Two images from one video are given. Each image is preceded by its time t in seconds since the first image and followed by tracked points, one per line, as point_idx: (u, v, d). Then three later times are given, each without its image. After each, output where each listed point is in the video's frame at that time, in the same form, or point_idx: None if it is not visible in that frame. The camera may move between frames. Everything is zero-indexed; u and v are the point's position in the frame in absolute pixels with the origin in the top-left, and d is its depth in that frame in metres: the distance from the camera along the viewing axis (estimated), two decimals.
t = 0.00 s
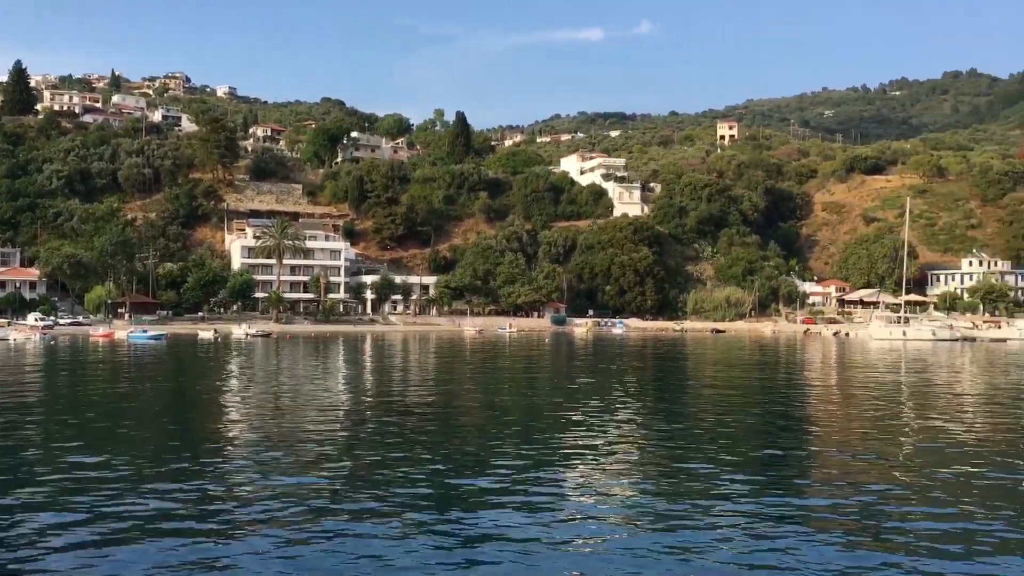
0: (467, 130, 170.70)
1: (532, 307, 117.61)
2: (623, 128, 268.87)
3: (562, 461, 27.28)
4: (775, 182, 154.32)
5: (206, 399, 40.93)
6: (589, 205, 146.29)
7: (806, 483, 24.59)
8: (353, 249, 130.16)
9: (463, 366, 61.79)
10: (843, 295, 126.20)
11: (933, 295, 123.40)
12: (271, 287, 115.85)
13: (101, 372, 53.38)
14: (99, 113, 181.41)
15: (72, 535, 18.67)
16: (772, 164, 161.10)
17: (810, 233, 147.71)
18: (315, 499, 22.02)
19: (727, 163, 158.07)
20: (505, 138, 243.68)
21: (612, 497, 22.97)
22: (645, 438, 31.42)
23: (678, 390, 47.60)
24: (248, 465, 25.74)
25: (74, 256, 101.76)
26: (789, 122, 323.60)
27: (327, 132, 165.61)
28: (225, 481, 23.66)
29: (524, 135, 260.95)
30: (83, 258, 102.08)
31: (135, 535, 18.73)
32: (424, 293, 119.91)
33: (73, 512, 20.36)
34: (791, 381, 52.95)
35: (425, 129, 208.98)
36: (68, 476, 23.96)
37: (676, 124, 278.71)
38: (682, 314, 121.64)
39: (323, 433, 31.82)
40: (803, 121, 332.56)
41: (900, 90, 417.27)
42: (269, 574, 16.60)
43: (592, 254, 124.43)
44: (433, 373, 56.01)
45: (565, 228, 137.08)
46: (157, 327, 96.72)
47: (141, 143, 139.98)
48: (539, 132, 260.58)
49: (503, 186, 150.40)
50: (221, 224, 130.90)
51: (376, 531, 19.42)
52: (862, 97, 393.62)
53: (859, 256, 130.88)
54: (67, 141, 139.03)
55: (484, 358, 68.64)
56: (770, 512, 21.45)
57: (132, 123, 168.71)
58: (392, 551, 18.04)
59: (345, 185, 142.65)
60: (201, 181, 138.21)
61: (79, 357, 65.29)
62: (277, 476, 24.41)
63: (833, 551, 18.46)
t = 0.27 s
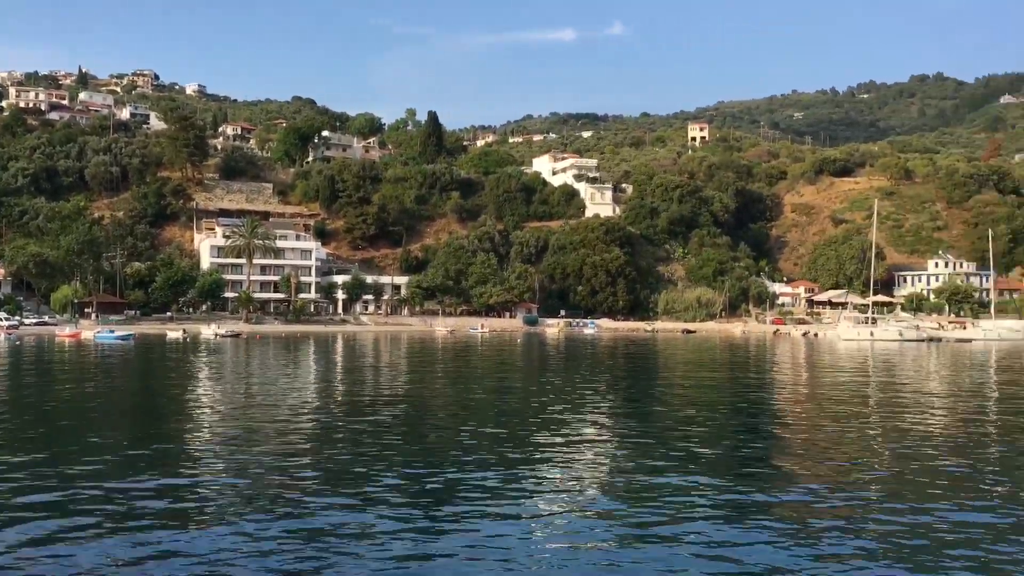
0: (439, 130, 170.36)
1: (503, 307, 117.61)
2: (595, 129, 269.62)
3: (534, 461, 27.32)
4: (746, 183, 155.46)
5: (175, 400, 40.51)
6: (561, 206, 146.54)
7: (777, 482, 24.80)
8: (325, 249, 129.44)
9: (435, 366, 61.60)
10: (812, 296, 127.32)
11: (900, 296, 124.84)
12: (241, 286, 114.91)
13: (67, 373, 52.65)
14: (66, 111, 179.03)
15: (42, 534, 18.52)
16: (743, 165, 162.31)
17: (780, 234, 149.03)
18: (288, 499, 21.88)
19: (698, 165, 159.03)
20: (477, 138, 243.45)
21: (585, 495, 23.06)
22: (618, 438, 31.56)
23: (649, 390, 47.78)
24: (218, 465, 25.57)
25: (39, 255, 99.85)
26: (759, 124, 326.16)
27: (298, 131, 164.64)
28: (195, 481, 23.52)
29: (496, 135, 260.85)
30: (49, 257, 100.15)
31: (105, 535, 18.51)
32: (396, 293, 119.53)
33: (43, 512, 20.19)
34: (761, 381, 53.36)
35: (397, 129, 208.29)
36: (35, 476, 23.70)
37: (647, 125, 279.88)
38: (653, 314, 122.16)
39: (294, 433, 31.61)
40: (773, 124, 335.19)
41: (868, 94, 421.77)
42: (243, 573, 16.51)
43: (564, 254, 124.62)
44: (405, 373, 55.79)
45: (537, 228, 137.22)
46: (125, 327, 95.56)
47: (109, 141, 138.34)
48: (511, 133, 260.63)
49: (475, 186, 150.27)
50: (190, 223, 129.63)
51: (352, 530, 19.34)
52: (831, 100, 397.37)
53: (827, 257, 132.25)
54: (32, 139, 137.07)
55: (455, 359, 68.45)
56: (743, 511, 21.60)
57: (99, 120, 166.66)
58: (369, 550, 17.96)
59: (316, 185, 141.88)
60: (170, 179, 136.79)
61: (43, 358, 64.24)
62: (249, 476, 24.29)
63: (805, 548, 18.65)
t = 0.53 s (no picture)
0: (409, 130, 169.86)
1: (474, 308, 117.52)
2: (566, 130, 270.06)
3: (504, 460, 27.37)
4: (715, 185, 156.58)
5: (140, 401, 40.02)
6: (532, 207, 146.71)
7: (745, 480, 25.01)
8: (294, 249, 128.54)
9: (405, 367, 61.53)
10: (779, 297, 128.41)
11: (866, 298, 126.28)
12: (208, 286, 113.79)
13: (29, 374, 51.90)
14: (30, 108, 176.35)
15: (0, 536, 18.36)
16: (712, 168, 163.37)
17: (749, 236, 150.24)
18: (256, 500, 21.71)
19: (668, 166, 159.90)
20: (448, 138, 243.14)
21: (555, 495, 23.11)
22: (587, 438, 31.71)
23: (618, 390, 47.97)
24: (184, 467, 25.37)
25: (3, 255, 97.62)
26: (729, 127, 328.51)
27: (267, 131, 163.48)
28: (160, 482, 23.29)
29: (467, 136, 260.48)
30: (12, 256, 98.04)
31: (70, 538, 18.26)
32: (365, 294, 119.02)
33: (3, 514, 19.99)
34: (730, 382, 53.80)
35: (367, 129, 207.39)
36: None
37: (618, 127, 280.81)
38: (623, 315, 122.52)
39: (261, 435, 31.36)
40: (742, 126, 337.89)
41: (835, 97, 426.56)
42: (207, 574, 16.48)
43: (534, 255, 124.68)
44: (375, 374, 55.59)
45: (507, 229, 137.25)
46: (90, 328, 94.25)
47: (73, 139, 136.51)
48: (482, 134, 260.45)
49: (445, 187, 150.05)
50: (157, 222, 128.16)
51: (321, 532, 19.22)
52: (799, 103, 401.33)
53: (795, 259, 133.51)
54: None
55: (424, 360, 68.40)
56: (711, 510, 21.75)
57: (63, 119, 164.33)
58: (339, 552, 17.87)
59: (285, 185, 140.94)
60: (136, 178, 135.20)
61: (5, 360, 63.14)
62: (214, 476, 24.11)
63: (774, 546, 18.81)
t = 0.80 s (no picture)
0: (380, 131, 169.17)
1: (445, 309, 117.26)
2: (538, 132, 270.41)
3: (472, 461, 27.40)
4: (685, 188, 157.53)
5: (105, 402, 39.60)
6: (503, 208, 146.69)
7: (711, 481, 25.17)
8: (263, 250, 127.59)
9: (375, 368, 61.41)
10: (749, 299, 129.29)
11: (834, 300, 127.61)
12: (176, 287, 112.62)
13: None
14: None
15: None
16: (682, 170, 164.32)
17: (718, 238, 151.27)
18: (220, 503, 21.50)
19: (639, 169, 160.58)
20: (419, 139, 242.63)
21: (523, 496, 23.13)
22: (556, 439, 31.87)
23: (589, 391, 48.17)
24: (152, 468, 25.17)
25: None
26: (698, 129, 330.67)
27: (236, 130, 162.19)
28: (127, 485, 23.08)
29: (438, 136, 260.16)
30: None
31: (31, 541, 18.02)
32: (335, 295, 118.38)
33: None
34: (699, 383, 54.20)
35: (338, 129, 206.39)
36: None
37: (589, 129, 281.57)
38: (594, 317, 122.83)
39: (228, 436, 31.18)
40: (712, 129, 340.11)
41: (803, 101, 430.81)
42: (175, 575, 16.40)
43: (505, 256, 124.60)
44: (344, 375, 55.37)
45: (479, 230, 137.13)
46: (55, 328, 92.93)
47: (38, 137, 134.60)
48: (453, 135, 260.18)
49: (417, 188, 149.68)
50: (124, 222, 126.66)
51: (286, 533, 19.08)
52: (768, 107, 404.84)
53: (764, 261, 134.60)
54: None
55: (393, 361, 68.24)
56: (678, 511, 21.85)
57: (28, 116, 162.01)
58: (304, 554, 17.74)
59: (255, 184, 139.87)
60: (103, 177, 133.55)
61: None
62: (182, 479, 23.92)
63: (739, 547, 18.94)
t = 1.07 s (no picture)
0: (353, 131, 168.48)
1: (417, 310, 116.95)
2: (511, 133, 270.64)
3: (445, 462, 27.46)
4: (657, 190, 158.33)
5: (73, 404, 39.24)
6: (476, 209, 146.61)
7: (682, 481, 25.35)
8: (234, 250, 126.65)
9: (347, 370, 61.25)
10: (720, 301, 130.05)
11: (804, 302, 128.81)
12: (146, 287, 111.53)
13: None
14: None
15: None
16: (654, 172, 165.17)
17: (690, 240, 152.23)
18: (191, 506, 21.32)
19: (611, 171, 161.18)
20: (392, 140, 241.97)
21: (496, 497, 23.15)
22: (528, 439, 32.05)
23: (561, 392, 48.41)
24: (119, 471, 24.95)
25: None
26: (670, 132, 332.56)
27: (207, 129, 160.92)
28: (96, 487, 22.87)
29: (411, 137, 259.75)
30: None
31: None
32: (307, 295, 117.70)
33: None
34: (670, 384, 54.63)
35: (310, 129, 205.35)
36: None
37: (562, 131, 282.29)
38: (566, 318, 123.10)
39: (197, 436, 31.04)
40: (684, 132, 342.20)
41: (774, 105, 434.75)
42: None
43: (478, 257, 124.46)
44: (315, 376, 55.29)
45: (451, 231, 136.98)
46: (21, 328, 91.81)
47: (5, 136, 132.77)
48: (426, 135, 259.85)
49: (389, 189, 149.26)
50: (92, 221, 125.23)
51: (257, 536, 18.96)
52: (739, 110, 407.89)
53: (735, 263, 135.59)
54: None
55: (364, 362, 68.15)
56: (649, 511, 21.98)
57: None
58: (279, 556, 17.66)
59: (226, 184, 138.84)
60: (71, 176, 131.98)
61: None
62: (151, 481, 23.74)
63: (711, 546, 19.09)
